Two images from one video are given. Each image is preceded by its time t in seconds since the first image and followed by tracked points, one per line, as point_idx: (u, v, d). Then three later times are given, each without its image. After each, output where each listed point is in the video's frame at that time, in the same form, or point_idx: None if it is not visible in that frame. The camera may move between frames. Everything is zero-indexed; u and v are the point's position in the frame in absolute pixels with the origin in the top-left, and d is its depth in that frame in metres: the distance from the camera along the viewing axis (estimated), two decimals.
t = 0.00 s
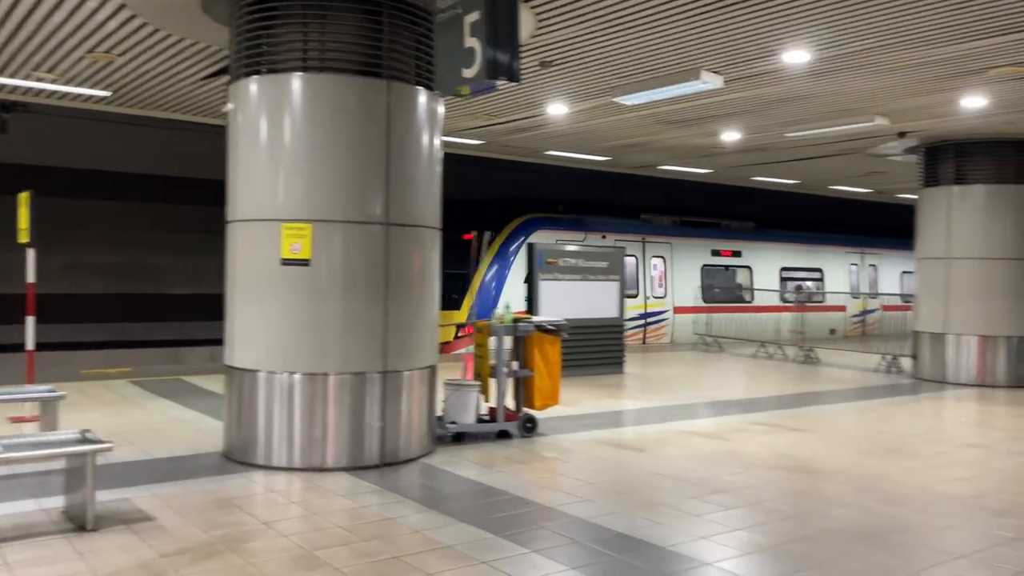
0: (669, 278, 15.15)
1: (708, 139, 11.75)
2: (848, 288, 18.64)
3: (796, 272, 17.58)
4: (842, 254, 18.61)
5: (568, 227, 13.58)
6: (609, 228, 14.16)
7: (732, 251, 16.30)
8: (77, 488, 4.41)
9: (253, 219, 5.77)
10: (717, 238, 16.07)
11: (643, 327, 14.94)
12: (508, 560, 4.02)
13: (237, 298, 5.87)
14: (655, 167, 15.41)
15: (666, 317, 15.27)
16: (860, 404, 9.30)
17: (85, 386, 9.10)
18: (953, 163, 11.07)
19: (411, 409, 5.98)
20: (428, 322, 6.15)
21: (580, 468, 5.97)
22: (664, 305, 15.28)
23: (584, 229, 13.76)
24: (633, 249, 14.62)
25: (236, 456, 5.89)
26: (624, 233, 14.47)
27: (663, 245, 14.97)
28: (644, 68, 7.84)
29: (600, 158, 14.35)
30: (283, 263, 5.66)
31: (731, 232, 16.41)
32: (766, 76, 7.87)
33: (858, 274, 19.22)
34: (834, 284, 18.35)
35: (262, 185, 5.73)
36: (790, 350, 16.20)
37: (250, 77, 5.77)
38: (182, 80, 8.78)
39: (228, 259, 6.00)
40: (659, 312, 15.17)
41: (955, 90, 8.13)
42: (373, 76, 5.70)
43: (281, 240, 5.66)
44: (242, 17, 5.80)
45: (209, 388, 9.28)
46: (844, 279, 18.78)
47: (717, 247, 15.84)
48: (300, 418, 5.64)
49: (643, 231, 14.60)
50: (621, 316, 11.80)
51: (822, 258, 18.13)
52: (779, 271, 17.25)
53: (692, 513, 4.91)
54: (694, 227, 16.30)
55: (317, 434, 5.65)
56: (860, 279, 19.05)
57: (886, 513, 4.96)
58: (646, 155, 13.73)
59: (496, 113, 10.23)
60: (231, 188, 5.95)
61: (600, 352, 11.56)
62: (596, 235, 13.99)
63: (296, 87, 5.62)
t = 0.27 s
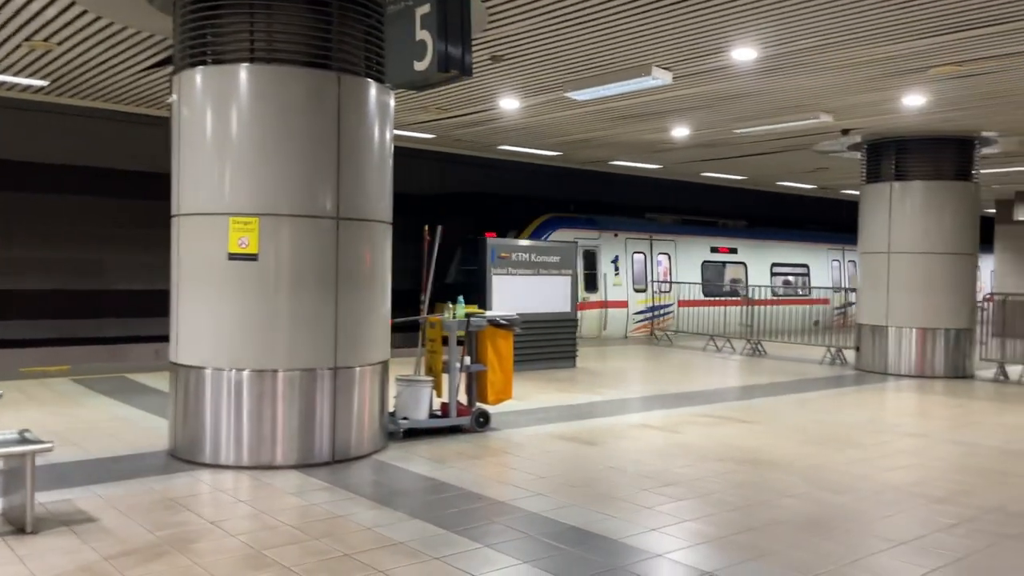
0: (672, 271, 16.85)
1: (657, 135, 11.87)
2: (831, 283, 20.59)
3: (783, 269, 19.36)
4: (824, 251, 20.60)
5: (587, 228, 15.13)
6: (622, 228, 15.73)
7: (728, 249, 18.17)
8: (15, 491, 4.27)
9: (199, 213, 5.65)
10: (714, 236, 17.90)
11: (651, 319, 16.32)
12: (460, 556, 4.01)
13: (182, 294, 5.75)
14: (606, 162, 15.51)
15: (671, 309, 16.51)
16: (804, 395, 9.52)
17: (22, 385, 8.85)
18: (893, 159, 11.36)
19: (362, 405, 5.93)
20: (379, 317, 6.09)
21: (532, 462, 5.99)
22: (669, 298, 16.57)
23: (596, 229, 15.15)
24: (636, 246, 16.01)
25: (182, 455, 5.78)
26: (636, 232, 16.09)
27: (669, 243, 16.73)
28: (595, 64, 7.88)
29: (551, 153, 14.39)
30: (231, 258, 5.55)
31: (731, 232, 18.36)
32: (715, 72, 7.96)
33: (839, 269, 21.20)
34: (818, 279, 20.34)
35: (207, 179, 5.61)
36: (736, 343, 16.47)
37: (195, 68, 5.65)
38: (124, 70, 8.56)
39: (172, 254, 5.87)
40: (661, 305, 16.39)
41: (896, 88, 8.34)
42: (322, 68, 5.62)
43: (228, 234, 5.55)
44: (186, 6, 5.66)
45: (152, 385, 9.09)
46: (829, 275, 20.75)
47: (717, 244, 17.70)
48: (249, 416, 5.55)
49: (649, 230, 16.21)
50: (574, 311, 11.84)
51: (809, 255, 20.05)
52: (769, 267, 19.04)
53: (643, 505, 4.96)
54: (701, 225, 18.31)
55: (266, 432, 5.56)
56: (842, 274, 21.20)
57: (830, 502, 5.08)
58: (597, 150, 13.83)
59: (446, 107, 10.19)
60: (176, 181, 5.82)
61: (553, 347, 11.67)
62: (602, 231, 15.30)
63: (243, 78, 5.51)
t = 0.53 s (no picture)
0: (672, 264, 18.03)
1: (610, 128, 11.93)
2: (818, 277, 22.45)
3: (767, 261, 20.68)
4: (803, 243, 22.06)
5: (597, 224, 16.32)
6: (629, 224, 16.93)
7: (723, 243, 19.33)
8: None
9: (144, 204, 5.52)
10: (707, 232, 18.94)
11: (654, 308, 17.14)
12: (414, 549, 3.99)
13: (128, 287, 5.61)
14: (559, 155, 15.54)
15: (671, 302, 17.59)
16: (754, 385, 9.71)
17: None
18: (839, 153, 11.60)
19: (314, 400, 5.86)
20: (331, 311, 6.02)
21: (486, 454, 5.99)
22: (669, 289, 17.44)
23: (606, 226, 16.42)
24: (641, 240, 17.26)
25: (127, 452, 5.65)
26: (637, 227, 17.23)
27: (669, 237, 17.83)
28: (549, 57, 7.90)
29: (505, 145, 14.39)
30: (177, 251, 5.44)
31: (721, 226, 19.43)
32: (666, 66, 8.03)
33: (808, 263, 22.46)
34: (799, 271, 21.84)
35: (153, 170, 5.48)
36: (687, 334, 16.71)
37: (139, 57, 5.51)
38: (66, 58, 8.31)
39: (117, 247, 5.73)
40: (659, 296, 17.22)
41: (841, 84, 8.52)
42: (271, 57, 5.52)
43: (174, 227, 5.43)
44: None
45: (96, 381, 8.88)
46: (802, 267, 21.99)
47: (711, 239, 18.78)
48: (197, 412, 5.44)
49: (651, 225, 17.42)
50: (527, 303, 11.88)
51: (789, 247, 21.45)
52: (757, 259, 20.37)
53: (595, 495, 5.00)
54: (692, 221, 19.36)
55: (215, 428, 5.47)
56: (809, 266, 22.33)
57: (779, 490, 5.18)
58: (550, 143, 13.86)
59: (398, 99, 10.11)
60: (120, 172, 5.68)
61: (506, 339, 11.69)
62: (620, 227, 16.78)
63: (189, 67, 5.39)
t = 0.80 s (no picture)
0: (680, 262, 19.69)
1: (576, 124, 11.96)
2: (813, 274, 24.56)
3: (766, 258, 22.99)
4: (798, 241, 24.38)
5: (613, 223, 17.82)
6: (641, 222, 18.45)
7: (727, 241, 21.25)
8: None
9: (103, 200, 5.43)
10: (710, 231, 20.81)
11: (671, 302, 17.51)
12: (380, 547, 3.98)
13: (87, 285, 5.51)
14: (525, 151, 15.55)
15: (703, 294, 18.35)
16: (719, 379, 9.83)
17: None
18: (800, 151, 11.77)
19: (278, 398, 5.81)
20: (295, 308, 5.97)
21: (453, 451, 5.99)
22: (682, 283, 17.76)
23: (615, 222, 17.72)
24: (653, 238, 18.93)
25: (86, 453, 5.55)
26: (648, 226, 18.79)
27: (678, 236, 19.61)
28: (515, 54, 7.91)
29: (471, 142, 14.38)
30: (137, 247, 5.35)
31: (723, 226, 21.33)
32: (631, 63, 8.07)
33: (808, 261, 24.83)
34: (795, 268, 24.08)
35: (112, 165, 5.39)
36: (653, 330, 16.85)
37: (97, 50, 5.42)
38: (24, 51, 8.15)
39: (75, 243, 5.63)
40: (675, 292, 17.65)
41: (802, 82, 8.64)
42: (233, 51, 5.45)
43: (134, 223, 5.34)
44: None
45: (53, 380, 8.72)
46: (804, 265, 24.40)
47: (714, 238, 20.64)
48: (158, 411, 5.37)
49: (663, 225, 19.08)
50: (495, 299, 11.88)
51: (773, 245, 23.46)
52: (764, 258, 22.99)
53: (561, 490, 5.03)
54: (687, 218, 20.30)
55: (177, 427, 5.40)
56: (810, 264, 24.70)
57: (742, 483, 5.25)
58: (515, 140, 13.88)
59: (363, 94, 10.05)
60: (78, 167, 5.58)
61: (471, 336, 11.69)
62: (615, 223, 17.84)
63: (149, 60, 5.30)
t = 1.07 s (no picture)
0: (688, 261, 20.05)
1: (545, 122, 11.97)
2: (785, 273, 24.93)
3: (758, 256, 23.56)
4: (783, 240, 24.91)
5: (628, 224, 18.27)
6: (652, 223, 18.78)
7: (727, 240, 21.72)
8: None
9: (65, 197, 5.33)
10: (714, 229, 21.30)
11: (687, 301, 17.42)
12: (346, 547, 3.95)
13: (48, 283, 5.41)
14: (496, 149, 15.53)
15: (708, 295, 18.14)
16: (690, 375, 9.93)
17: None
18: (768, 149, 11.87)
19: (244, 398, 5.74)
20: (261, 306, 5.91)
21: (423, 450, 5.96)
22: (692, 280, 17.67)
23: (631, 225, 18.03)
24: (665, 237, 19.30)
25: (48, 454, 5.46)
26: (659, 227, 19.13)
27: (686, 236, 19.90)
28: (484, 51, 7.88)
29: (442, 139, 14.35)
30: (98, 245, 5.26)
31: (724, 224, 21.75)
32: (599, 61, 8.09)
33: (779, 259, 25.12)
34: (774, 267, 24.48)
35: (73, 161, 5.29)
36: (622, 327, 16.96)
37: (57, 44, 5.32)
38: None
39: (35, 241, 5.52)
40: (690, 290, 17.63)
41: (769, 81, 8.72)
42: (197, 46, 5.38)
43: (95, 220, 5.25)
44: None
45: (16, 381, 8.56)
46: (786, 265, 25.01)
47: (718, 237, 21.13)
48: (121, 411, 5.28)
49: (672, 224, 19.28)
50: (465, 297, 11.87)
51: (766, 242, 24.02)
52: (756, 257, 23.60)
53: (530, 487, 5.03)
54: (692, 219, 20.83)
55: (140, 427, 5.31)
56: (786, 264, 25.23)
57: (709, 478, 5.29)
58: (485, 137, 13.85)
59: (330, 90, 9.96)
60: (38, 163, 5.47)
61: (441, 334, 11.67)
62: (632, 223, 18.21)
63: (110, 55, 5.22)
